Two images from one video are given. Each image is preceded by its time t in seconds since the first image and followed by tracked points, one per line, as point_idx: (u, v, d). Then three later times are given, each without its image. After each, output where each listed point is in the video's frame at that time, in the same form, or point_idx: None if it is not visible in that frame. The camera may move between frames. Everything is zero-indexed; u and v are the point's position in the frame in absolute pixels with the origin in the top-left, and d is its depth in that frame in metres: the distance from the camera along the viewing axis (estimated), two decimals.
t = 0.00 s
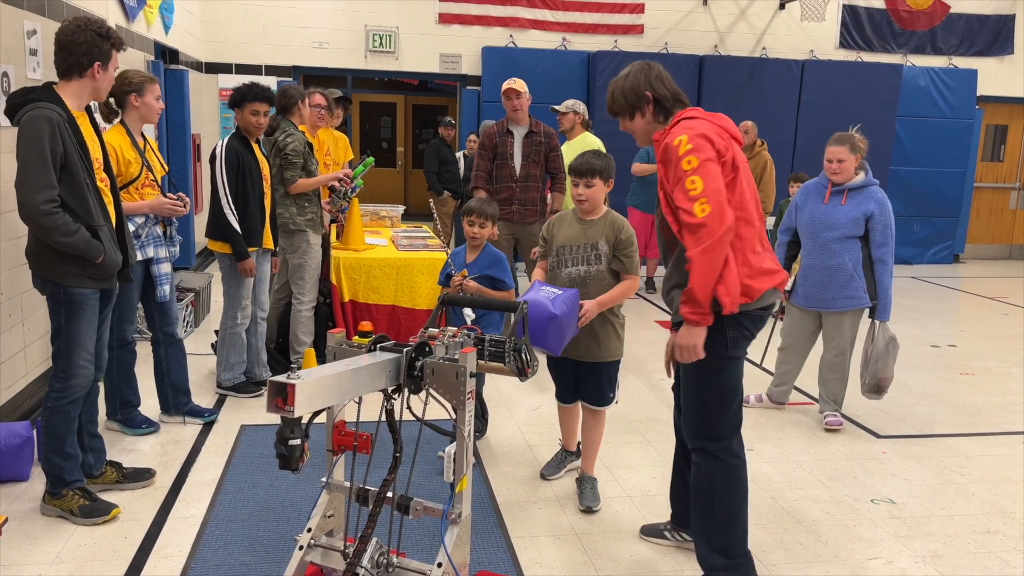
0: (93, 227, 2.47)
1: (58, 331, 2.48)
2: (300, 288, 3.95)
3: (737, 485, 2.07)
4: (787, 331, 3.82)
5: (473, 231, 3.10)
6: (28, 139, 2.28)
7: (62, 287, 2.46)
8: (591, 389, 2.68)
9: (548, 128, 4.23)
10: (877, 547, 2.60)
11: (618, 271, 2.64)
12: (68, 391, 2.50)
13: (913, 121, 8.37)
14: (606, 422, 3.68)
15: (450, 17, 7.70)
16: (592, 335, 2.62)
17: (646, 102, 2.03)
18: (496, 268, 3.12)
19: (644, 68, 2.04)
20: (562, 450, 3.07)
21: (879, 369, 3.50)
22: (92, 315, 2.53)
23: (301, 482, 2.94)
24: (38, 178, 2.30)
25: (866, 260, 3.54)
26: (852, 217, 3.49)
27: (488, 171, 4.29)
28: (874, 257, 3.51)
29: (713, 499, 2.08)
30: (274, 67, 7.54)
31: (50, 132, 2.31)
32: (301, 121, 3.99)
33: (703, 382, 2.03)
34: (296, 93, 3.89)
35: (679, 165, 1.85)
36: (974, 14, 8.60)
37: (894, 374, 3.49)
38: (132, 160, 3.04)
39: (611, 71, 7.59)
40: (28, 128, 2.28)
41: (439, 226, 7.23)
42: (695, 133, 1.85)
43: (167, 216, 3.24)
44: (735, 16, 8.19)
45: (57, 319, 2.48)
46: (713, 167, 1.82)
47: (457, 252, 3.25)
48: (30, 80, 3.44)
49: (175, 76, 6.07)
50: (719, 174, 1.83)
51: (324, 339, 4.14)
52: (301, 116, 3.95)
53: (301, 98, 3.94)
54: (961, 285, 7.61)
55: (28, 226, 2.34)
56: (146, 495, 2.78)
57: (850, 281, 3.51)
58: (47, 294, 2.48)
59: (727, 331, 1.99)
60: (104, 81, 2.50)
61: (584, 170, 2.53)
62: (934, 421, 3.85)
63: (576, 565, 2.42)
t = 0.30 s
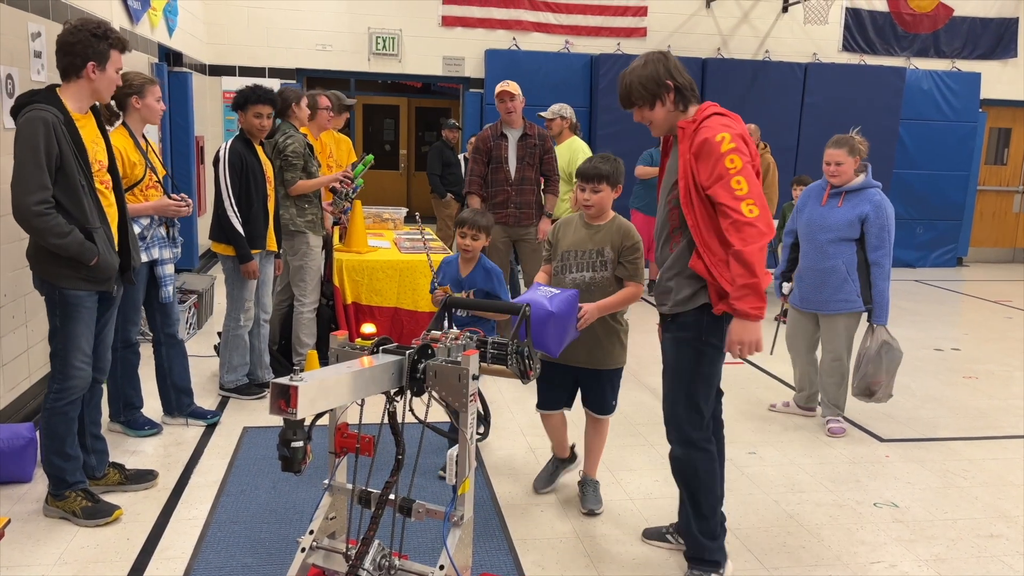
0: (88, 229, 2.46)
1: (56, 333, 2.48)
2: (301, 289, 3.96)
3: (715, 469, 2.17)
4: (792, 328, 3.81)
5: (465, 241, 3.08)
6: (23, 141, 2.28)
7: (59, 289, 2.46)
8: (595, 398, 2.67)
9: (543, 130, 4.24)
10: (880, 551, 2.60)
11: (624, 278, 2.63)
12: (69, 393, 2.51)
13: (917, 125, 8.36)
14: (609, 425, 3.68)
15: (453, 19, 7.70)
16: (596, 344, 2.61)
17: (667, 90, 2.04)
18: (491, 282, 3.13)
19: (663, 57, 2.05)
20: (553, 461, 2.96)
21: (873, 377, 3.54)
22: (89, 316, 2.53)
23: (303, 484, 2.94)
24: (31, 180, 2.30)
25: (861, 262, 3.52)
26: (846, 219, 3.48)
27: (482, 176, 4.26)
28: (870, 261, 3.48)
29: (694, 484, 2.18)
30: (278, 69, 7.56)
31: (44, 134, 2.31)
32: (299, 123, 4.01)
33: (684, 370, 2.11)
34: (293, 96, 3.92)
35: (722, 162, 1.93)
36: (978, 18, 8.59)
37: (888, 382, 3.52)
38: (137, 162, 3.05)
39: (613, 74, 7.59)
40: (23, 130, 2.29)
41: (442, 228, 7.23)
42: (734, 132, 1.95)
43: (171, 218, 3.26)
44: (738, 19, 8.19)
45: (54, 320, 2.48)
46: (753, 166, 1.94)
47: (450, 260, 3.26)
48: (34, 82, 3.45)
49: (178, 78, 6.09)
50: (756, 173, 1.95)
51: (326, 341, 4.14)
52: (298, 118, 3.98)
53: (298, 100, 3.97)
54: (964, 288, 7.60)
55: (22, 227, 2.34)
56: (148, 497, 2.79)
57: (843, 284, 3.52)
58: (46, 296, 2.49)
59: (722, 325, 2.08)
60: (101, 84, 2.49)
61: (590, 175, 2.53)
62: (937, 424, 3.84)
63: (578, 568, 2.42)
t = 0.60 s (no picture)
0: (83, 231, 2.46)
1: (55, 334, 2.48)
2: (303, 292, 3.97)
3: (702, 468, 2.17)
4: (800, 331, 3.79)
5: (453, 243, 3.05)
6: (18, 142, 2.30)
7: (56, 291, 2.47)
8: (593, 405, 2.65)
9: (544, 133, 4.21)
10: (884, 555, 2.59)
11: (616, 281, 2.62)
12: (71, 394, 2.51)
13: (921, 128, 8.35)
14: (611, 428, 3.68)
15: (457, 22, 7.71)
16: (591, 350, 2.56)
17: (681, 95, 2.04)
18: (483, 280, 3.12)
19: (676, 61, 2.04)
20: (530, 498, 2.71)
21: (861, 377, 3.46)
22: (88, 318, 2.54)
23: (306, 486, 2.94)
24: (25, 181, 2.30)
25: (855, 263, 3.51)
26: (841, 220, 3.48)
27: (483, 180, 4.27)
28: (864, 262, 3.47)
29: (681, 481, 2.19)
30: (282, 72, 7.58)
31: (38, 134, 2.31)
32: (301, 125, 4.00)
33: (671, 370, 2.11)
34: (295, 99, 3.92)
35: (745, 170, 1.95)
36: (982, 21, 8.58)
37: (875, 383, 3.44)
38: (140, 163, 3.05)
39: (617, 77, 7.60)
40: (20, 130, 2.31)
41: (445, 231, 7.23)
42: (754, 140, 1.98)
43: (174, 217, 3.27)
44: (742, 22, 8.19)
45: (52, 321, 2.49)
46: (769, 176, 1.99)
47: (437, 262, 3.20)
48: (39, 85, 3.47)
49: (183, 81, 6.12)
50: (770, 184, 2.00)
51: (329, 344, 4.15)
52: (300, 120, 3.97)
53: (299, 102, 3.96)
54: (968, 292, 7.58)
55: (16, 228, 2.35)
56: (151, 499, 2.79)
57: (836, 286, 3.51)
58: (44, 297, 2.50)
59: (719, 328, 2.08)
60: (90, 81, 2.45)
61: (577, 179, 2.52)
62: (941, 428, 3.83)
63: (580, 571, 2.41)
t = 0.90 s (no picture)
0: (82, 232, 2.46)
1: (57, 335, 2.49)
2: (309, 294, 3.96)
3: (711, 483, 2.12)
4: (808, 336, 3.81)
5: (426, 243, 2.96)
6: (19, 143, 2.30)
7: (57, 292, 2.48)
8: (590, 409, 2.65)
9: (547, 136, 4.19)
10: (888, 559, 2.58)
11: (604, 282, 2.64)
12: (73, 394, 2.52)
13: (926, 132, 8.33)
14: (615, 430, 3.67)
15: (461, 25, 7.73)
16: (584, 351, 2.55)
17: (689, 95, 2.03)
18: (454, 281, 3.02)
19: (685, 61, 2.03)
20: (532, 500, 2.70)
21: (862, 381, 3.44)
22: (89, 319, 2.54)
23: (309, 488, 2.94)
24: (24, 182, 2.31)
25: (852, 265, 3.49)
26: (839, 221, 3.48)
27: (489, 183, 4.30)
28: (862, 265, 3.44)
29: (690, 494, 2.14)
30: (286, 75, 7.59)
31: (38, 136, 2.32)
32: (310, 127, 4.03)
33: (684, 380, 2.10)
34: (304, 100, 3.95)
35: (744, 175, 1.93)
36: (987, 25, 8.56)
37: (877, 386, 3.42)
38: (145, 165, 3.06)
39: (621, 80, 7.60)
40: (20, 132, 2.31)
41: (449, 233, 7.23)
42: (761, 146, 1.95)
43: (178, 218, 3.28)
44: (746, 26, 8.19)
45: (53, 323, 2.50)
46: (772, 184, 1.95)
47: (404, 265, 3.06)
48: (44, 86, 3.48)
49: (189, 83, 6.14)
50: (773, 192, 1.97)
51: (333, 346, 4.14)
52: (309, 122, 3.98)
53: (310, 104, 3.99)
54: (973, 296, 7.55)
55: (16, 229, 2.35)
56: (154, 500, 2.79)
57: (834, 289, 3.49)
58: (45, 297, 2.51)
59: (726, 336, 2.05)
60: (90, 82, 2.46)
61: (559, 179, 2.52)
62: (946, 432, 3.82)
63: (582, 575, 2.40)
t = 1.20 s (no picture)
0: (92, 235, 2.47)
1: (65, 338, 2.50)
2: (315, 297, 3.96)
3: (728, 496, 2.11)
4: (813, 341, 3.80)
5: (399, 243, 2.97)
6: (29, 146, 2.31)
7: (65, 295, 2.49)
8: (596, 413, 2.65)
9: (552, 140, 4.19)
10: (895, 566, 2.57)
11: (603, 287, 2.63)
12: (80, 397, 2.53)
13: (932, 136, 8.31)
14: (620, 435, 3.66)
15: (467, 29, 7.74)
16: (585, 355, 2.55)
17: (698, 96, 2.02)
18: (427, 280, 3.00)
19: (695, 61, 2.02)
20: (538, 505, 2.70)
21: (869, 387, 3.43)
22: (97, 322, 2.55)
23: (314, 491, 2.94)
24: (34, 185, 2.32)
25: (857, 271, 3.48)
26: (844, 226, 3.47)
27: (495, 188, 4.29)
28: (867, 271, 3.42)
29: (709, 512, 2.13)
30: (293, 79, 7.62)
31: (49, 139, 2.33)
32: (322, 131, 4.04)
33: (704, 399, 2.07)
34: (316, 104, 3.95)
35: (742, 182, 1.91)
36: (994, 29, 8.55)
37: (885, 395, 3.41)
38: (152, 168, 3.07)
39: (627, 84, 7.60)
40: (30, 136, 2.32)
41: (454, 237, 7.24)
42: (764, 152, 1.92)
43: (184, 221, 3.28)
44: (752, 30, 8.20)
45: (61, 325, 2.51)
46: (772, 193, 1.91)
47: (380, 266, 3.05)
48: (52, 90, 3.50)
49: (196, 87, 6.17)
50: (775, 201, 1.93)
51: (338, 349, 4.14)
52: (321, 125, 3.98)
53: (321, 108, 3.99)
54: (980, 301, 7.52)
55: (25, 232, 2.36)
56: (160, 503, 2.79)
57: (838, 294, 3.49)
58: (53, 300, 2.52)
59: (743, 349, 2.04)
60: (98, 86, 2.47)
61: (557, 183, 2.51)
62: (953, 438, 3.80)
63: None
